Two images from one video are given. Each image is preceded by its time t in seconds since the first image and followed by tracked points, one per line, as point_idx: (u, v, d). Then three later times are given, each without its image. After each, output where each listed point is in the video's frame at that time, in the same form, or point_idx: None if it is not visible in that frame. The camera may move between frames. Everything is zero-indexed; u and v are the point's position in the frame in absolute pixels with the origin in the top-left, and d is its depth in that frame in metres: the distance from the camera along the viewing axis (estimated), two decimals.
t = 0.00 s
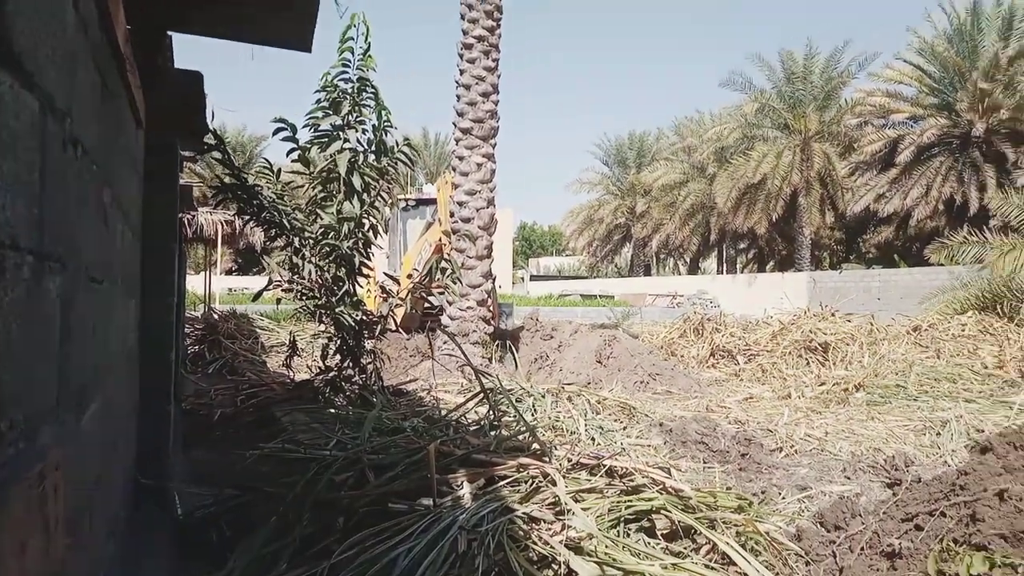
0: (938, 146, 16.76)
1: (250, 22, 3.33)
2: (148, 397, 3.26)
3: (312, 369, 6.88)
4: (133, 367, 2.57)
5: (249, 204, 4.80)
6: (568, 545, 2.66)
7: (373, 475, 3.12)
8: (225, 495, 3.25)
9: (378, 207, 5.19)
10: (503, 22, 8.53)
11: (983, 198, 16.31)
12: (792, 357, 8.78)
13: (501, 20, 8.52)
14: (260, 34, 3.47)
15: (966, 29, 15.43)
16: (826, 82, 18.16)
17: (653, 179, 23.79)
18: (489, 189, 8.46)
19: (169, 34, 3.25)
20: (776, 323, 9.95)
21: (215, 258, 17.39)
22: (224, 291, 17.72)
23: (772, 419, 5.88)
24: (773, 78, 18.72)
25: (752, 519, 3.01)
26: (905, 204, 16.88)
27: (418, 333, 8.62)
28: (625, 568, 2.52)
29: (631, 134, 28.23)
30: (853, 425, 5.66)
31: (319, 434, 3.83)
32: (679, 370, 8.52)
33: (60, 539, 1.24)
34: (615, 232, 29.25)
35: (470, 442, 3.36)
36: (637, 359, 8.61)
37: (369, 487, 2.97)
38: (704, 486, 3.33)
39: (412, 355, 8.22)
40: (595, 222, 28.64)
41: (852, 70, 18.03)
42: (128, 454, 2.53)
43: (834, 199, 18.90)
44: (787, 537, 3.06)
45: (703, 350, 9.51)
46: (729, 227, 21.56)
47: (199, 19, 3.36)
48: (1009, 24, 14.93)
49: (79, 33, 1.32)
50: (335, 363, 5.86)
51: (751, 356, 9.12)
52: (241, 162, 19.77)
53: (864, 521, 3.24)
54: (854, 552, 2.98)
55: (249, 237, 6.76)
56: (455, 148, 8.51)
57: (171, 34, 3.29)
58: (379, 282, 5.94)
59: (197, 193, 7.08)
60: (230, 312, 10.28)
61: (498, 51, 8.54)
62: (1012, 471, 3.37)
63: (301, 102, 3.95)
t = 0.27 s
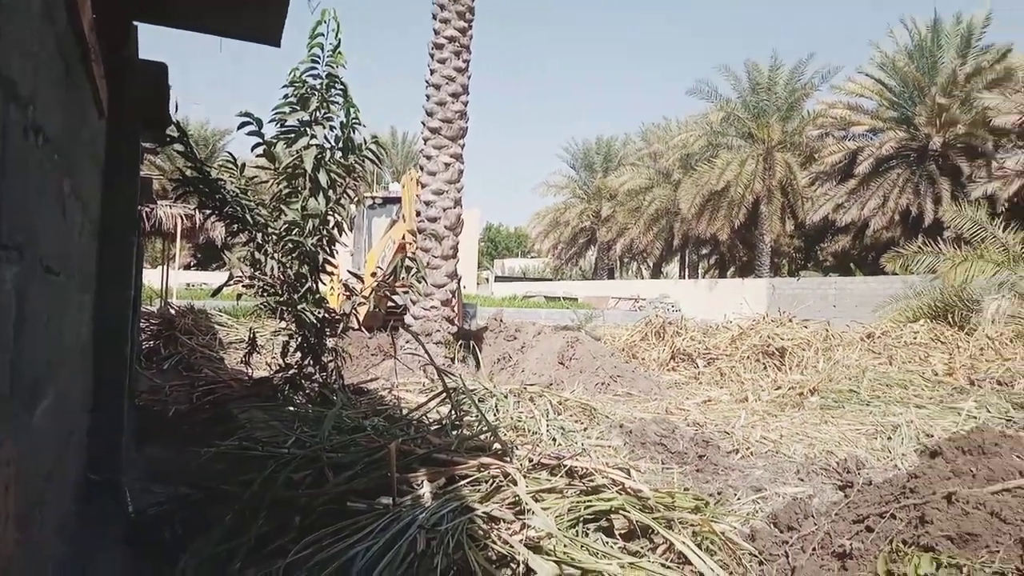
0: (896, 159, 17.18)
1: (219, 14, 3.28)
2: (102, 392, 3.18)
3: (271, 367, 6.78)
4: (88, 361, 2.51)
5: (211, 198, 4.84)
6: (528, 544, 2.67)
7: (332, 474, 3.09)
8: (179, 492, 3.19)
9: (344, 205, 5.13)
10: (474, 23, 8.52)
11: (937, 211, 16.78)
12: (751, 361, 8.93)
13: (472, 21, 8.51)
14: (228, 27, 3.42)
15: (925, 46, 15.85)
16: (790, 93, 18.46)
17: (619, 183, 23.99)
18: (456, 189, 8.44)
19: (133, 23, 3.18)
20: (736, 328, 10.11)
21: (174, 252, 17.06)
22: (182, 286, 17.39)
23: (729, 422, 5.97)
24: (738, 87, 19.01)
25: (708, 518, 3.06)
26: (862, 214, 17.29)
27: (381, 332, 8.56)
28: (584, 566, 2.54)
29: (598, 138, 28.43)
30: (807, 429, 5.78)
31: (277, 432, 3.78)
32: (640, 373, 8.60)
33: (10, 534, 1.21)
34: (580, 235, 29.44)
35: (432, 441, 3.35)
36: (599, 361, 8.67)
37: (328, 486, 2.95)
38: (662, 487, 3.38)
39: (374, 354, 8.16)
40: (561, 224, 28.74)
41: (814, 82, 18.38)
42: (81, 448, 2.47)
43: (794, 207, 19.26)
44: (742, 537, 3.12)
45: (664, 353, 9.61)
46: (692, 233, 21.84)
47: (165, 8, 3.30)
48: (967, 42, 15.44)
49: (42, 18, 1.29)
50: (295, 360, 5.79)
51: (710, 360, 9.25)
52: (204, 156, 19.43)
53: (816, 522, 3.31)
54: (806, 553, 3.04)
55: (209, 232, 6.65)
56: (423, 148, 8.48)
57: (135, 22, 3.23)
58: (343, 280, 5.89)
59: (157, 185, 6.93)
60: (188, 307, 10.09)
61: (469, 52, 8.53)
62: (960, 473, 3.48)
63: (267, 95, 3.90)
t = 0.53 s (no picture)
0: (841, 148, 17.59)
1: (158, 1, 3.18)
2: (43, 394, 3.08)
3: (222, 364, 6.64)
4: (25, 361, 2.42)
5: (154, 190, 4.69)
6: (486, 535, 2.67)
7: (287, 471, 3.04)
8: (128, 495, 3.11)
9: (294, 196, 5.03)
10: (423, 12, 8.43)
11: (880, 198, 17.25)
12: (703, 348, 9.07)
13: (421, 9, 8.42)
14: (168, 15, 3.32)
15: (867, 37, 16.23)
16: (737, 84, 18.61)
17: (572, 173, 24.09)
18: (409, 179, 8.36)
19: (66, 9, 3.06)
20: (689, 315, 10.25)
21: (118, 247, 16.56)
22: (127, 282, 16.92)
23: (684, 408, 6.06)
24: (688, 78, 19.22)
25: (665, 504, 3.11)
26: (809, 201, 17.69)
27: (335, 326, 8.45)
28: (544, 556, 2.55)
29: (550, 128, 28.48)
30: (759, 413, 5.90)
31: (230, 430, 3.71)
32: (596, 362, 8.65)
33: None
34: (534, 225, 29.52)
35: (388, 434, 3.33)
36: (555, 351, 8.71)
37: (283, 484, 2.90)
38: (619, 474, 3.41)
39: (328, 348, 8.06)
40: (516, 215, 28.75)
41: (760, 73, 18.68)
42: (21, 450, 2.38)
43: (743, 196, 19.58)
44: (697, 521, 3.18)
45: (619, 341, 9.70)
46: (645, 222, 22.07)
47: None
48: (905, 36, 15.97)
49: None
50: (247, 355, 5.68)
51: (664, 347, 9.37)
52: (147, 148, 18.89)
53: (769, 504, 3.39)
54: (760, 534, 3.11)
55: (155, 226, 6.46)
56: (374, 138, 8.37)
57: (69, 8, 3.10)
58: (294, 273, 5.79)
59: (98, 178, 6.71)
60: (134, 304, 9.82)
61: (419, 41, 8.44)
62: (906, 453, 3.60)
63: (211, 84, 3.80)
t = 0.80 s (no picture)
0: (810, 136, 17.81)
1: None
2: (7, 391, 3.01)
3: (192, 356, 6.56)
4: None
5: (119, 180, 4.59)
6: (460, 525, 2.67)
7: (258, 464, 3.01)
8: (95, 490, 3.06)
9: (263, 185, 4.97)
10: None
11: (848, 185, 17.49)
12: (676, 335, 9.15)
13: None
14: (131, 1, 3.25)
15: (835, 26, 16.39)
16: (708, 73, 18.73)
17: (545, 162, 24.08)
18: (381, 168, 8.30)
19: None
20: (661, 303, 10.34)
21: (84, 239, 16.26)
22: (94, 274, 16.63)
23: (657, 395, 6.11)
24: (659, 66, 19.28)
25: (637, 491, 3.14)
26: (779, 189, 17.89)
27: (307, 317, 8.39)
28: (517, 544, 2.56)
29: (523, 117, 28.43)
30: (730, 399, 5.98)
31: (200, 423, 3.67)
32: (570, 350, 8.68)
33: None
34: (508, 214, 29.52)
35: (361, 426, 3.31)
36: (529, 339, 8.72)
37: (255, 476, 2.88)
38: (593, 461, 3.43)
39: (300, 339, 7.99)
40: (489, 204, 28.70)
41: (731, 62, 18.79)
42: None
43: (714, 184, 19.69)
44: (670, 507, 3.21)
45: (593, 329, 9.74)
46: (618, 210, 22.17)
47: None
48: (872, 25, 16.17)
49: None
50: (217, 347, 5.62)
51: (638, 335, 9.43)
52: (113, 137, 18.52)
53: (740, 489, 3.43)
54: (731, 519, 3.16)
55: (120, 216, 6.35)
56: (345, 127, 8.29)
57: None
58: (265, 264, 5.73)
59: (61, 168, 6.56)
60: (101, 296, 9.65)
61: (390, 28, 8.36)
62: (872, 437, 3.67)
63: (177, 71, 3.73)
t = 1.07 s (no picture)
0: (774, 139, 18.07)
1: None
2: None
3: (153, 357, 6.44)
4: None
5: (78, 177, 4.47)
6: (426, 526, 2.66)
7: (222, 466, 2.97)
8: (52, 495, 2.99)
9: (227, 183, 4.90)
10: None
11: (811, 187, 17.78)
12: (643, 335, 9.22)
13: None
14: None
15: (799, 30, 16.63)
16: (675, 75, 18.73)
17: (514, 163, 24.09)
18: (348, 167, 8.23)
19: None
20: (629, 303, 10.40)
21: (42, 238, 15.87)
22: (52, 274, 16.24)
23: (624, 395, 6.15)
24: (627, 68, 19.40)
25: (603, 491, 3.16)
26: (744, 191, 18.13)
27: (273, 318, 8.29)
28: (484, 545, 2.56)
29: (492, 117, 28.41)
30: (695, 398, 6.04)
31: (161, 425, 3.60)
32: (538, 350, 8.69)
33: None
34: (477, 215, 29.46)
35: (327, 427, 3.28)
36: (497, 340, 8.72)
37: (218, 479, 2.84)
38: (560, 461, 3.44)
39: (266, 340, 7.89)
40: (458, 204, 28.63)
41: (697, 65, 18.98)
42: None
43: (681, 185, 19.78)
44: (636, 506, 3.24)
45: (560, 330, 9.77)
46: (586, 211, 22.28)
47: None
48: (836, 29, 16.37)
49: None
50: (180, 348, 5.53)
51: (605, 335, 9.49)
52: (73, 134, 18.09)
53: (705, 487, 3.47)
54: (696, 517, 3.19)
55: (79, 215, 6.20)
56: (311, 125, 8.20)
57: None
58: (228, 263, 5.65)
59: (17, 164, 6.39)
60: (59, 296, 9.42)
61: (357, 26, 8.29)
62: (834, 435, 3.73)
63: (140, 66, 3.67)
